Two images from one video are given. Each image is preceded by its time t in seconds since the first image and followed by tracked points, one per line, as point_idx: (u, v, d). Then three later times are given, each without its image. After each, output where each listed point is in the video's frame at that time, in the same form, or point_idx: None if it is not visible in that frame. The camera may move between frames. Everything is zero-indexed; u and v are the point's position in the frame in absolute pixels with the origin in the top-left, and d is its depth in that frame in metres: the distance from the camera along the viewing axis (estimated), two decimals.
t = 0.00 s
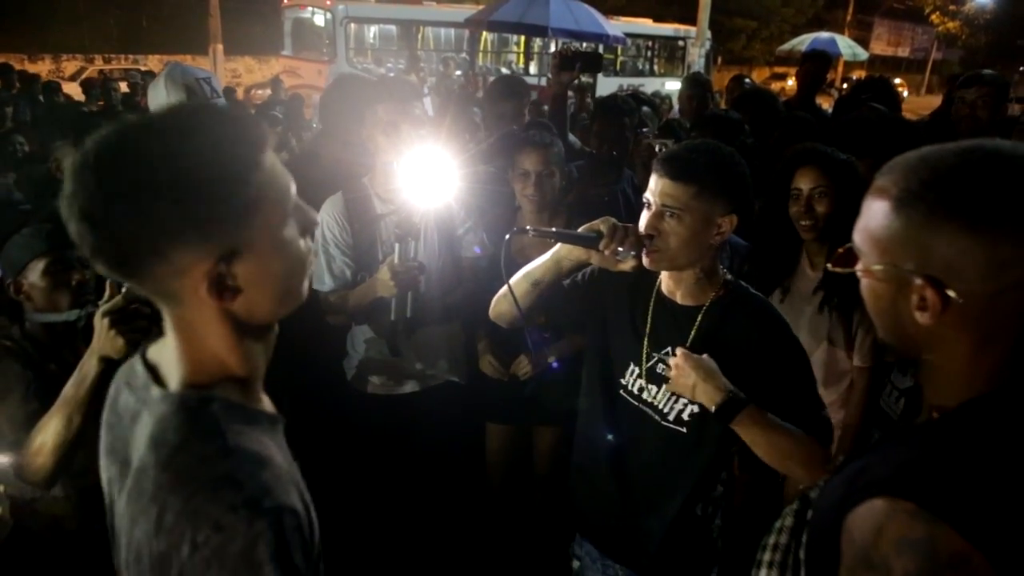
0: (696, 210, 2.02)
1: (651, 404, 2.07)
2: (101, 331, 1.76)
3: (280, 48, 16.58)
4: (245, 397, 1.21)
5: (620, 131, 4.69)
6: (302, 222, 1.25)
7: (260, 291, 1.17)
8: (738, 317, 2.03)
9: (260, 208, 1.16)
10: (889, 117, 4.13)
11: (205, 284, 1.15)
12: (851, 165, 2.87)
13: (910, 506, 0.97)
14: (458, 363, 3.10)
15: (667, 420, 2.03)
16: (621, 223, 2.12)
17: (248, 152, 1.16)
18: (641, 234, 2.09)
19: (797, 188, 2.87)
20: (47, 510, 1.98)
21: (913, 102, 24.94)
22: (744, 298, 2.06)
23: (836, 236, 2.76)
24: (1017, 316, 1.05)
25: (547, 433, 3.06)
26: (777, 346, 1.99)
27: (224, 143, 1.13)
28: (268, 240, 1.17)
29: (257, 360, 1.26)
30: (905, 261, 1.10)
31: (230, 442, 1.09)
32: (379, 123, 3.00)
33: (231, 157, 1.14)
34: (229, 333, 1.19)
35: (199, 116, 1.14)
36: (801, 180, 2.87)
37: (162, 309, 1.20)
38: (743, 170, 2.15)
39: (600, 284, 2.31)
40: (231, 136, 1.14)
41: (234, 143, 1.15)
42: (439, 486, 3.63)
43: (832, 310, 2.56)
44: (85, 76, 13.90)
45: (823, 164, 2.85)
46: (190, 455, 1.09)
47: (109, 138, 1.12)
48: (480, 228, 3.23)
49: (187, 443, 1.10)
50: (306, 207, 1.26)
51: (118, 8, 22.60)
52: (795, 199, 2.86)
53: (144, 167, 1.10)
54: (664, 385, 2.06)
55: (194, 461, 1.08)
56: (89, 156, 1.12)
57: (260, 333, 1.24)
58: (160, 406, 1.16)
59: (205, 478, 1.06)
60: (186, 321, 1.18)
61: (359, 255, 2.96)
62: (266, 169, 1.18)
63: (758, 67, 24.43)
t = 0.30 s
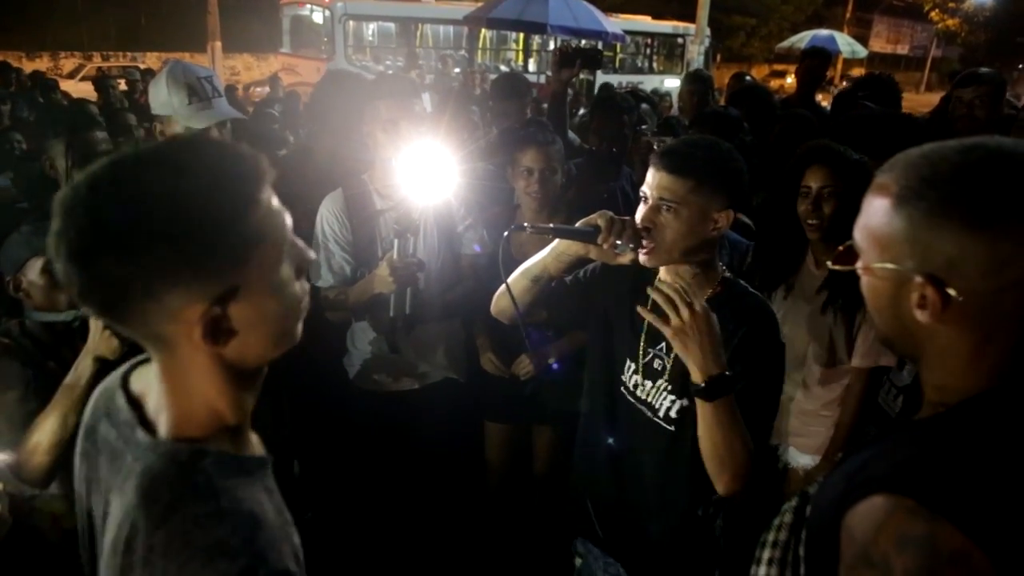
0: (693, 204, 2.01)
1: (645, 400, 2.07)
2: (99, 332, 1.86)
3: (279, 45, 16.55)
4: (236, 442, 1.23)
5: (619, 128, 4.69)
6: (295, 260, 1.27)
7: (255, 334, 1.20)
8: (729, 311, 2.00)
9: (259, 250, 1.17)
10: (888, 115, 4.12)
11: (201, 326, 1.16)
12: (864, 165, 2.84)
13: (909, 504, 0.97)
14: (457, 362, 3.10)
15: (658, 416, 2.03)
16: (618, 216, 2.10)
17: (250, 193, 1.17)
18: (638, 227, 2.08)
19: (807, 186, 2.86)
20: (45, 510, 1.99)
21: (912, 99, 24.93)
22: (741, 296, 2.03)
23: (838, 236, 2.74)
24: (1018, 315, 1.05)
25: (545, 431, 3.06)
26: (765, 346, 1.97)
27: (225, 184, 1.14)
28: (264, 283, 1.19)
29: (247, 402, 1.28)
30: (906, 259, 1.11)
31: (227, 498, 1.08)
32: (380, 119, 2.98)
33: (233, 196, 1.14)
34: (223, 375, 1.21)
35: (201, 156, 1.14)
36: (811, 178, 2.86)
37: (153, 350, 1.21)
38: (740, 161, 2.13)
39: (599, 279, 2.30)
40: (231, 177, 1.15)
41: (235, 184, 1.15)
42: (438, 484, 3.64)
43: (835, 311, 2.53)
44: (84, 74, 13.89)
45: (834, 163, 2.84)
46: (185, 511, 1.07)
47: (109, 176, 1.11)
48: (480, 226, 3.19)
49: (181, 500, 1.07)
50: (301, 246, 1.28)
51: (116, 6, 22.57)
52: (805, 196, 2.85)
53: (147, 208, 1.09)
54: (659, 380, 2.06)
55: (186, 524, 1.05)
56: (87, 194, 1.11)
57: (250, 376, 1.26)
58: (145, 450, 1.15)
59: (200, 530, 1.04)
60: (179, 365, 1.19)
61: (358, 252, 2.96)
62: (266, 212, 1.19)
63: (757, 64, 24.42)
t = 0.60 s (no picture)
0: (677, 210, 2.02)
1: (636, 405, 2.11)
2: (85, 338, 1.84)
3: (277, 50, 16.58)
4: (129, 420, 1.15)
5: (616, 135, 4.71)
6: (199, 236, 1.23)
7: (150, 300, 1.13)
8: (723, 316, 1.98)
9: (159, 214, 1.12)
10: (884, 122, 4.14)
11: (87, 284, 1.08)
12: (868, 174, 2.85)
13: (906, 511, 0.98)
14: (456, 367, 3.10)
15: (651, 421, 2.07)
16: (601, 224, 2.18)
17: (154, 157, 1.12)
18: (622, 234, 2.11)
19: (809, 193, 2.87)
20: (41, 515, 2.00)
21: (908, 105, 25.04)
22: (730, 300, 2.03)
23: (837, 244, 2.74)
24: (1014, 323, 1.05)
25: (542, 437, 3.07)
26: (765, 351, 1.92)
27: (126, 145, 1.09)
28: (162, 247, 1.13)
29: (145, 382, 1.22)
30: (902, 267, 1.11)
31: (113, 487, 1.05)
32: (380, 125, 2.96)
33: (137, 158, 1.10)
34: (115, 350, 1.14)
35: (102, 113, 1.09)
36: (814, 185, 2.86)
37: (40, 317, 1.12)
38: (726, 168, 2.15)
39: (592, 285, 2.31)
40: (134, 140, 1.10)
41: (139, 146, 1.11)
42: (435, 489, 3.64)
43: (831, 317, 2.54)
44: (81, 77, 13.89)
45: (838, 171, 2.84)
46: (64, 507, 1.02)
47: None
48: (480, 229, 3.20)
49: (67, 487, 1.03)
50: (205, 225, 1.24)
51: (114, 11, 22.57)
52: (806, 203, 2.86)
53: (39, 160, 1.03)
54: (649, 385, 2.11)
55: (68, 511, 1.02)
56: None
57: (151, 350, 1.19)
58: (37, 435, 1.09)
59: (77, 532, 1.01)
60: (70, 332, 1.12)
61: (357, 255, 2.97)
62: (171, 179, 1.14)
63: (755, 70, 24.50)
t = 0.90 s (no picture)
0: (690, 210, 2.02)
1: (647, 405, 2.07)
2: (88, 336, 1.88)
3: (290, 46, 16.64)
4: (78, 363, 1.19)
5: (628, 132, 4.71)
6: (136, 214, 1.29)
7: (80, 258, 1.18)
8: (735, 317, 1.99)
9: (87, 182, 1.19)
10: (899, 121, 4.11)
11: (10, 247, 1.14)
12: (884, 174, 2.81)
13: (920, 512, 0.97)
14: (467, 364, 3.11)
15: (661, 421, 2.04)
16: (614, 220, 2.25)
17: (87, 137, 1.22)
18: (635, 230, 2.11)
19: (824, 191, 2.85)
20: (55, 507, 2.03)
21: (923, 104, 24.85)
22: (744, 302, 2.02)
23: (851, 244, 2.72)
24: None
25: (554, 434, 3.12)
26: (783, 352, 1.94)
27: (57, 126, 1.19)
28: (92, 212, 1.20)
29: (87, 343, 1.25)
30: (920, 265, 1.10)
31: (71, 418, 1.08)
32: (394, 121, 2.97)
33: (66, 139, 1.19)
34: (53, 305, 1.18)
35: (37, 98, 1.20)
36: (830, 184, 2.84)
37: None
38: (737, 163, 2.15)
39: (603, 284, 2.28)
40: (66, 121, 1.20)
41: (69, 126, 1.20)
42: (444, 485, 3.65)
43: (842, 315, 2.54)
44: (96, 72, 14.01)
45: (855, 170, 2.82)
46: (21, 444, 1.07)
47: None
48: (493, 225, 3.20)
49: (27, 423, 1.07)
50: (140, 203, 1.32)
51: (129, 7, 22.71)
52: (821, 202, 2.84)
53: None
54: (658, 385, 2.06)
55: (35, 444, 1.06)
56: None
57: (87, 313, 1.23)
58: None
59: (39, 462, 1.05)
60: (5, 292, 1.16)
61: (368, 250, 2.97)
62: (103, 156, 1.23)
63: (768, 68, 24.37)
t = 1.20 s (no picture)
0: (697, 202, 2.01)
1: (653, 394, 2.06)
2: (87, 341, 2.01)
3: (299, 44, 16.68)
4: (61, 344, 1.32)
5: (637, 130, 4.70)
6: (114, 210, 1.39)
7: (63, 250, 1.30)
8: (739, 307, 1.97)
9: (66, 179, 1.28)
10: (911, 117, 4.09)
11: None
12: (897, 169, 2.81)
13: (935, 508, 0.96)
14: (475, 360, 3.13)
15: (667, 410, 2.01)
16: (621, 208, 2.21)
17: (64, 135, 1.29)
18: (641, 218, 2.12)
19: (839, 188, 2.83)
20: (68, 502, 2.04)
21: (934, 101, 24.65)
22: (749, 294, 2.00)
23: (864, 241, 2.71)
24: None
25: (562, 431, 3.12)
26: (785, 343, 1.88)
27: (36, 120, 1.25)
28: (69, 209, 1.29)
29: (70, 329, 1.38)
30: (938, 258, 1.10)
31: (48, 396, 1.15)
32: (405, 118, 2.94)
33: (45, 142, 1.26)
34: (39, 296, 1.30)
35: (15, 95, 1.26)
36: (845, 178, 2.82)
37: None
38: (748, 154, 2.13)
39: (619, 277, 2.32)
40: (45, 116, 1.27)
41: (47, 122, 1.27)
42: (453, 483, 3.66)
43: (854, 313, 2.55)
44: (107, 72, 14.09)
45: (868, 165, 2.79)
46: None
47: None
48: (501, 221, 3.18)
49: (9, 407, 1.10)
50: (119, 200, 1.41)
51: (139, 6, 22.83)
52: (836, 198, 2.83)
53: None
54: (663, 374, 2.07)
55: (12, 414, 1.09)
56: None
57: (69, 303, 1.35)
58: None
59: None
60: None
61: (378, 246, 2.98)
62: (79, 154, 1.31)
63: (777, 65, 24.25)
